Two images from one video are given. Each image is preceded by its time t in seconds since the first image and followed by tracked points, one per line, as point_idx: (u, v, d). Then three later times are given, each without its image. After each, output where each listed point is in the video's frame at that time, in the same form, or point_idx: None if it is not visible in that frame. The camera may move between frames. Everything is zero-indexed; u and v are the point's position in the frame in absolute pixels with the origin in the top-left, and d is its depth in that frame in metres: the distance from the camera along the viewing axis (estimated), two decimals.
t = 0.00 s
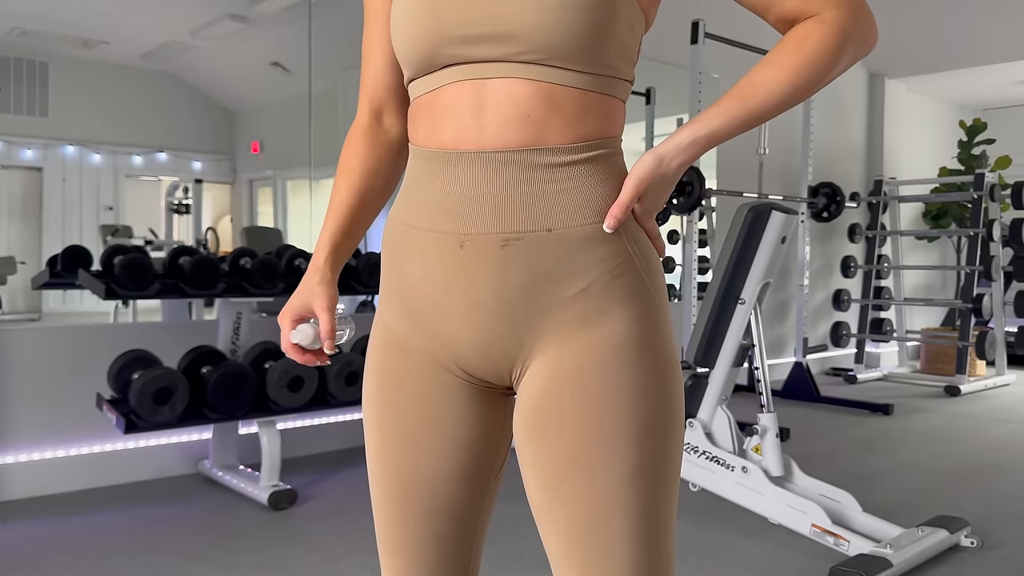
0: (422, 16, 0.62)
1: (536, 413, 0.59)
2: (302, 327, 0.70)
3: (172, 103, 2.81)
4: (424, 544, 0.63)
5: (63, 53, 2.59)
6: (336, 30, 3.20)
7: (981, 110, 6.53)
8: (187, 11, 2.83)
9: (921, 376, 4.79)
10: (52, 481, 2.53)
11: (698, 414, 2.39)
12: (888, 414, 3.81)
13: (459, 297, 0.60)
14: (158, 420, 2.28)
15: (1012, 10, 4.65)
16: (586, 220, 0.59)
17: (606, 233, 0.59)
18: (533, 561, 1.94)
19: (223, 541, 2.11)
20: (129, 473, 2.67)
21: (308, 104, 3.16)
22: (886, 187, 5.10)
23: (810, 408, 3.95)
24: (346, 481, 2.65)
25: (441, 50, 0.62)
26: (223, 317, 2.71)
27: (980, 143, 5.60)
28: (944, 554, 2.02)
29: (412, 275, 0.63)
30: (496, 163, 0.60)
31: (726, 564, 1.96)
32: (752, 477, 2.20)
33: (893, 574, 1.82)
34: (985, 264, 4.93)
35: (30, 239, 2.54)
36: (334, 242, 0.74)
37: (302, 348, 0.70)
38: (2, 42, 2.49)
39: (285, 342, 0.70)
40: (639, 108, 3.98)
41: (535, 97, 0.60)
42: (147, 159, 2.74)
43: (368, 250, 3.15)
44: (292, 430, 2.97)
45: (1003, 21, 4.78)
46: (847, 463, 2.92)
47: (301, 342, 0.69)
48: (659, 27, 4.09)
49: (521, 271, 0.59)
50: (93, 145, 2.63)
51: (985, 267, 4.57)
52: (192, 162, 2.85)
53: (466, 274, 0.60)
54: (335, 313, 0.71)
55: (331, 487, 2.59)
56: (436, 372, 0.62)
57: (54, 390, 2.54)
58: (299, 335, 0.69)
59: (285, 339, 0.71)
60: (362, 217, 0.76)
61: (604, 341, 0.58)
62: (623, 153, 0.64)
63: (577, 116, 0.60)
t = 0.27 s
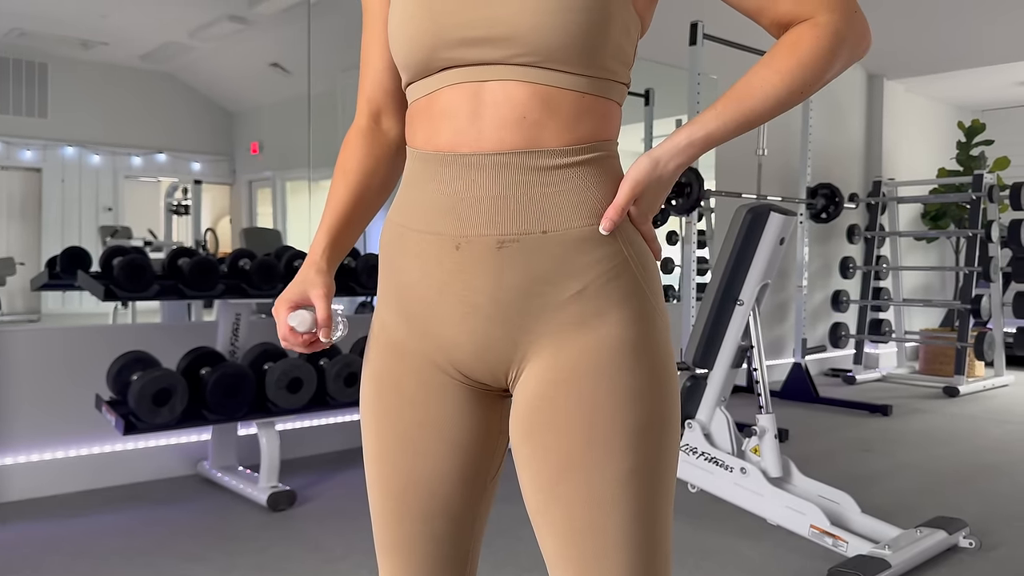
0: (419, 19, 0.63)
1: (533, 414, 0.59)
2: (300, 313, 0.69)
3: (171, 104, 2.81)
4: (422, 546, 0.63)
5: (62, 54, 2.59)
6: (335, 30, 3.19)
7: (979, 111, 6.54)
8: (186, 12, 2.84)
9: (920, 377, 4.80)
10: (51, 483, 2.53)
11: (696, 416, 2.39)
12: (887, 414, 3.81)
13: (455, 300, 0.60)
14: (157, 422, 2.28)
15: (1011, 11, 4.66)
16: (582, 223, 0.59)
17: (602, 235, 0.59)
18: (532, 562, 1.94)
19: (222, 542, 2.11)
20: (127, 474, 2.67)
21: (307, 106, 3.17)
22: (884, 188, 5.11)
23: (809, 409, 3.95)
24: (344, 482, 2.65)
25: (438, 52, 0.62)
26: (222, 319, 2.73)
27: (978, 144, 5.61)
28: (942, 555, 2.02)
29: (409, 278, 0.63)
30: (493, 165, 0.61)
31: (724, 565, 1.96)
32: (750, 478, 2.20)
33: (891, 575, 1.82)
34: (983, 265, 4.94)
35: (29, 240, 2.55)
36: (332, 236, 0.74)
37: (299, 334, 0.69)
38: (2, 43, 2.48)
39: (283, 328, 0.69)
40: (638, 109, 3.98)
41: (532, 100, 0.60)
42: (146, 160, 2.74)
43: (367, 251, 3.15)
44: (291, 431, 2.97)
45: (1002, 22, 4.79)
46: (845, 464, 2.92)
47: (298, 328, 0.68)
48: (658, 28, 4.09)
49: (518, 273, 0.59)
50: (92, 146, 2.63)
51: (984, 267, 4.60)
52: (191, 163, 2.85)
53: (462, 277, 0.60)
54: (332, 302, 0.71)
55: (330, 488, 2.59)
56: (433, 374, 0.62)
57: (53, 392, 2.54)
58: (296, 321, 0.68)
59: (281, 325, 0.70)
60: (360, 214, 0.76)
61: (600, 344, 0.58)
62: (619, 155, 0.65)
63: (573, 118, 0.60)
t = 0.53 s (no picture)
0: (419, 21, 0.63)
1: (533, 414, 0.59)
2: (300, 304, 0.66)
3: (171, 105, 2.81)
4: (421, 545, 0.63)
5: (61, 54, 2.59)
6: (335, 31, 3.20)
7: (978, 111, 6.55)
8: (185, 13, 2.84)
9: (919, 377, 4.80)
10: (50, 483, 2.53)
11: (696, 416, 2.39)
12: (886, 415, 3.82)
13: (456, 299, 0.60)
14: (157, 422, 2.28)
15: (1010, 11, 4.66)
16: (582, 222, 0.59)
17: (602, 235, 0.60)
18: (531, 562, 1.94)
19: (221, 543, 2.11)
20: (126, 475, 2.67)
21: (307, 106, 3.17)
22: (883, 188, 5.11)
23: (808, 409, 3.95)
24: (343, 482, 2.65)
25: (438, 54, 0.62)
26: (221, 319, 2.73)
27: (977, 144, 5.61)
28: (942, 555, 2.02)
29: (410, 278, 0.63)
30: (494, 164, 0.61)
31: (723, 565, 1.96)
32: (749, 478, 2.20)
33: None
34: (982, 265, 4.94)
35: (28, 241, 2.54)
36: (331, 235, 0.73)
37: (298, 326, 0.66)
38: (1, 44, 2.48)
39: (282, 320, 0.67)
40: (638, 109, 3.99)
41: (532, 100, 0.60)
42: (145, 160, 2.74)
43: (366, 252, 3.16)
44: (291, 431, 2.97)
45: (1001, 23, 4.79)
46: (844, 464, 2.92)
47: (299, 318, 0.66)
48: (657, 29, 4.10)
49: (519, 273, 0.59)
50: (91, 146, 2.63)
51: (983, 267, 4.61)
52: (190, 163, 2.85)
53: (463, 277, 0.60)
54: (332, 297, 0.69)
55: (329, 489, 2.59)
56: (433, 374, 0.62)
57: (51, 392, 2.53)
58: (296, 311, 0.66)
59: (280, 317, 0.68)
60: (358, 215, 0.75)
61: (601, 343, 0.58)
62: (619, 155, 0.65)
63: (573, 118, 0.60)
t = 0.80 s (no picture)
0: (418, 21, 0.62)
1: (536, 413, 0.59)
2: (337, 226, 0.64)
3: (170, 105, 2.81)
4: (423, 545, 0.63)
5: (60, 54, 2.59)
6: (334, 31, 3.20)
7: (978, 111, 6.55)
8: (185, 13, 2.84)
9: (919, 377, 4.80)
10: (49, 484, 2.52)
11: (696, 415, 2.38)
12: (886, 415, 3.81)
13: (459, 298, 0.60)
14: (156, 422, 2.27)
15: (1009, 11, 4.66)
16: (585, 220, 0.59)
17: (606, 233, 0.59)
18: (531, 562, 1.94)
19: (220, 543, 2.11)
20: (126, 475, 2.67)
21: (306, 106, 3.17)
22: (883, 188, 5.11)
23: (808, 409, 3.95)
24: (343, 483, 2.65)
25: (438, 54, 0.62)
26: (221, 319, 2.72)
27: (977, 144, 5.61)
28: (942, 555, 2.02)
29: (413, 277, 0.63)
30: (497, 162, 0.60)
31: (723, 565, 1.96)
32: (749, 478, 2.20)
33: None
34: (982, 265, 4.94)
35: (27, 241, 2.54)
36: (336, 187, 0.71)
37: (333, 246, 0.63)
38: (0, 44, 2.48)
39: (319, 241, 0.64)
40: (637, 109, 3.99)
41: (533, 100, 0.60)
42: (145, 160, 2.74)
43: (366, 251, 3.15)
44: (290, 431, 2.97)
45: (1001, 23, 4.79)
46: (844, 464, 2.92)
47: (338, 237, 0.63)
48: (657, 29, 4.10)
49: (522, 271, 0.59)
50: (90, 146, 2.62)
51: (983, 267, 4.60)
52: (190, 163, 2.85)
53: (467, 276, 0.60)
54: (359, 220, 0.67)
55: (329, 489, 2.59)
56: (436, 373, 0.62)
57: (51, 392, 2.53)
58: (334, 230, 0.64)
59: (314, 251, 0.64)
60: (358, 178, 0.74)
61: (604, 341, 0.58)
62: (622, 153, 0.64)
63: (575, 117, 0.60)
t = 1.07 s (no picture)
0: (422, 20, 0.62)
1: (543, 413, 0.59)
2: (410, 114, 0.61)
3: (170, 105, 2.80)
4: (429, 546, 0.63)
5: (60, 55, 2.59)
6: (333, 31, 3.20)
7: (977, 111, 6.55)
8: (184, 13, 2.83)
9: (918, 377, 4.80)
10: (49, 484, 2.53)
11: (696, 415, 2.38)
12: (885, 414, 3.81)
13: (466, 299, 0.60)
14: (156, 422, 2.28)
15: (1008, 10, 4.66)
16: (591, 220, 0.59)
17: (612, 232, 0.60)
18: (531, 562, 1.94)
19: (220, 543, 2.11)
20: (126, 475, 2.67)
21: (306, 106, 3.17)
22: (883, 188, 5.11)
23: (807, 409, 3.95)
24: (343, 483, 2.65)
25: (443, 54, 0.62)
26: (220, 319, 2.72)
27: (976, 144, 5.61)
28: (941, 555, 2.02)
29: (419, 278, 0.63)
30: (504, 161, 0.60)
31: (723, 565, 1.96)
32: (749, 478, 2.20)
33: None
34: (981, 265, 4.94)
35: (27, 241, 2.54)
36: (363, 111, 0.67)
37: (417, 137, 0.60)
38: None
39: (402, 130, 0.59)
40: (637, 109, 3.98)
41: (538, 100, 0.60)
42: (144, 160, 2.74)
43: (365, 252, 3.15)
44: (290, 431, 2.97)
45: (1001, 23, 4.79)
46: (844, 464, 2.92)
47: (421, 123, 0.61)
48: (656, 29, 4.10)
49: (530, 271, 0.59)
50: (90, 146, 2.62)
51: (983, 267, 4.60)
52: (189, 163, 2.85)
53: (474, 276, 0.60)
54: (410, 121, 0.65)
55: (328, 489, 2.59)
56: (443, 373, 0.62)
57: (50, 392, 2.53)
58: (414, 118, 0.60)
59: (392, 136, 0.60)
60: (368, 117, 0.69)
61: (612, 341, 0.58)
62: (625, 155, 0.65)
63: (579, 118, 0.61)
